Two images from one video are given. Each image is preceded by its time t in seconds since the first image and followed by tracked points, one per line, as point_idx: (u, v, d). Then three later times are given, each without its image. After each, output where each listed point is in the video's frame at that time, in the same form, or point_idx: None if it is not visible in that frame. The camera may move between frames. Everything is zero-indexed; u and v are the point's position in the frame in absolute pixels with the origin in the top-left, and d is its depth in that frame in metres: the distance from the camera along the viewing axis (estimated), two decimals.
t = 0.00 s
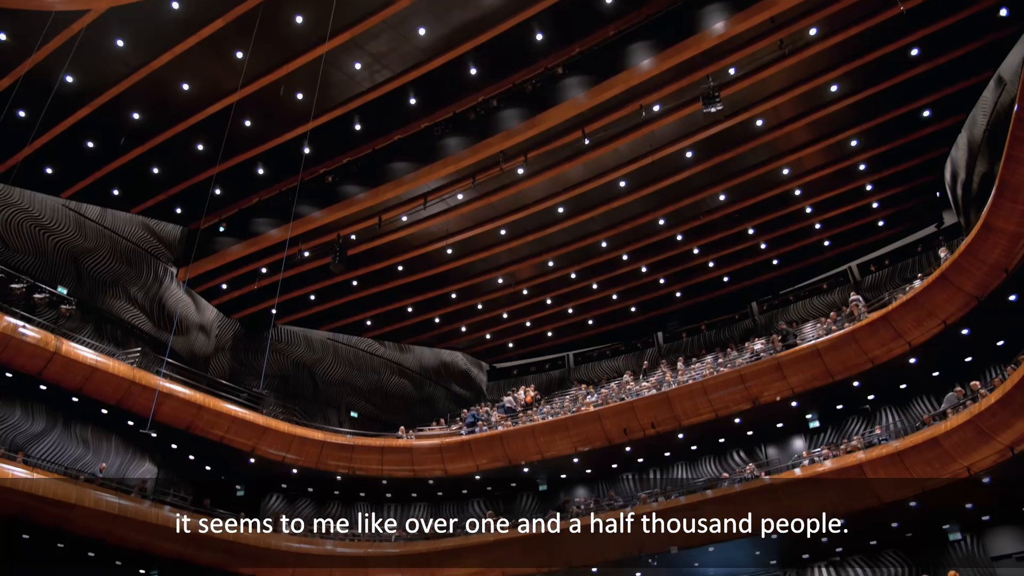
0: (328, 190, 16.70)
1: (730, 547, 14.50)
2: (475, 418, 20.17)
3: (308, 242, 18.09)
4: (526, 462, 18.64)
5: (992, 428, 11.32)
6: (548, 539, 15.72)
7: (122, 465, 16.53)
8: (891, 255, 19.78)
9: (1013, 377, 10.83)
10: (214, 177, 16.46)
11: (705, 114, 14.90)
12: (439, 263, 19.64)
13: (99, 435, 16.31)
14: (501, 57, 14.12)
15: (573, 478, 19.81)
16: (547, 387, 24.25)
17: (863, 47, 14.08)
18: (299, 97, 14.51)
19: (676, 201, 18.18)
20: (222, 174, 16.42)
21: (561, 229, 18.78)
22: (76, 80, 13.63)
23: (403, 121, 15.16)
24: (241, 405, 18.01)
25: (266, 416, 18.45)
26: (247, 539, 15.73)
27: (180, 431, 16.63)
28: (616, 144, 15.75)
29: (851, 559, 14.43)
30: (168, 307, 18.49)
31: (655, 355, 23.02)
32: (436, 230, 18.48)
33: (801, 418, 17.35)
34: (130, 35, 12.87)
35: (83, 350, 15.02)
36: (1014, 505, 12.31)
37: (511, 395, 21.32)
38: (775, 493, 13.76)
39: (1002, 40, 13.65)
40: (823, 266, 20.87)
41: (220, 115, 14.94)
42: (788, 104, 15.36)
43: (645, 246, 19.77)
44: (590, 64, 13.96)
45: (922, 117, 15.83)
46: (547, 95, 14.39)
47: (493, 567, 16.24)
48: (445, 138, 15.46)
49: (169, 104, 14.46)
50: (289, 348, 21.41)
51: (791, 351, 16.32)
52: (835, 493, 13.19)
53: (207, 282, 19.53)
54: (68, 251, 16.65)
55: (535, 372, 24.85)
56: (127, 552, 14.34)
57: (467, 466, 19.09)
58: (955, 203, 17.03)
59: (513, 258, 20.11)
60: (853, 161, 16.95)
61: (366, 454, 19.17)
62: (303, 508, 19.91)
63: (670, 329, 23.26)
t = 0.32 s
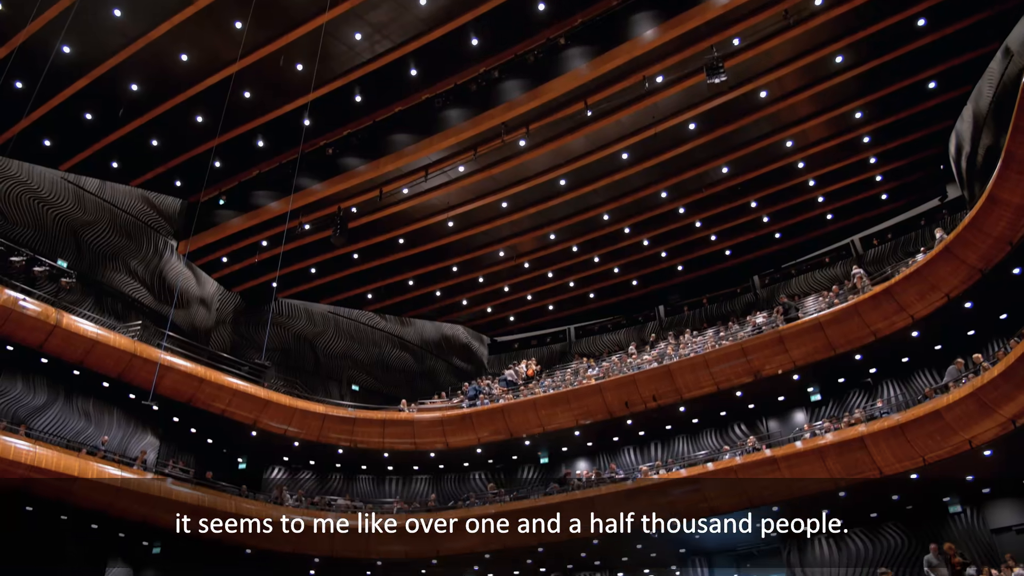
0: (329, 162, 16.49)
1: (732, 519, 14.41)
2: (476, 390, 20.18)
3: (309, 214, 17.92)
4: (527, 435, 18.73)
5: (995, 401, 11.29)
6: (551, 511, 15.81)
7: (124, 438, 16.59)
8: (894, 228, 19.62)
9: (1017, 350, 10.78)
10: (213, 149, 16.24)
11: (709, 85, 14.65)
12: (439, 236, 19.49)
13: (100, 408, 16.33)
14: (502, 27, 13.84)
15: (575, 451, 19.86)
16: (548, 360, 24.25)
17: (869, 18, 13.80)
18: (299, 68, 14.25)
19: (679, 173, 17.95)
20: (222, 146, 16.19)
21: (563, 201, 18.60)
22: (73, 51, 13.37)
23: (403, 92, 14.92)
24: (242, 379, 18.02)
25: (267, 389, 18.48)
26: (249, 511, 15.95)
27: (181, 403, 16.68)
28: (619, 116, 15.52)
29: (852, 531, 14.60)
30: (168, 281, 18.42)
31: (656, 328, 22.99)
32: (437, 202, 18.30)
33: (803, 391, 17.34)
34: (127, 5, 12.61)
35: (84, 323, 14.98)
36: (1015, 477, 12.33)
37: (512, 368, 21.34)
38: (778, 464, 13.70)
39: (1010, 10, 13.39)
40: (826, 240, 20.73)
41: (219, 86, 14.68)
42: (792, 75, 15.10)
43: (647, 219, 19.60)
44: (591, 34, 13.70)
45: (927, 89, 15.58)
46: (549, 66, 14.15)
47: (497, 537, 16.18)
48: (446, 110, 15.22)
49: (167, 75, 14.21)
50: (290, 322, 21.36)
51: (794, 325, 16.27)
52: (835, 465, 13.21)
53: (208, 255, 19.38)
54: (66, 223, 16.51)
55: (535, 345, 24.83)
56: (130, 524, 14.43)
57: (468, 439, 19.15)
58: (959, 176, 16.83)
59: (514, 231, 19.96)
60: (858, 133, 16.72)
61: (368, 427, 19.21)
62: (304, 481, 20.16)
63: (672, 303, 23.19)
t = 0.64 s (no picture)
0: (329, 131, 16.26)
1: (732, 489, 14.51)
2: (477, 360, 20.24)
3: (309, 184, 17.69)
4: (528, 405, 18.80)
5: (997, 369, 11.27)
6: (553, 480, 15.63)
7: (126, 408, 16.63)
8: (897, 199, 19.47)
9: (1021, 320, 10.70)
10: (212, 118, 15.96)
11: (713, 52, 14.38)
12: (440, 206, 19.31)
13: (101, 378, 16.31)
14: None
15: (576, 421, 19.93)
16: (550, 331, 24.24)
17: None
18: (298, 35, 13.94)
19: (682, 142, 17.72)
20: (221, 114, 15.88)
21: (564, 170, 18.38)
22: (68, 17, 13.07)
23: (403, 59, 14.65)
24: (243, 348, 18.03)
25: (268, 359, 18.48)
26: (251, 482, 15.94)
27: (183, 373, 16.68)
28: (622, 84, 15.27)
29: (851, 500, 14.66)
30: (168, 251, 18.31)
31: (657, 299, 22.92)
32: (438, 171, 18.09)
33: (803, 361, 17.35)
34: None
35: (84, 292, 14.96)
36: (1014, 445, 12.39)
37: (512, 338, 21.39)
38: (779, 434, 13.68)
39: None
40: (829, 210, 20.57)
41: (217, 54, 14.39)
42: (797, 42, 14.82)
43: (649, 188, 19.41)
44: None
45: (934, 57, 15.29)
46: (551, 33, 13.89)
47: (499, 505, 16.26)
48: (448, 78, 14.96)
49: (164, 42, 13.92)
50: (290, 292, 21.20)
51: (796, 295, 16.20)
52: (837, 435, 13.21)
53: (208, 225, 19.18)
54: (64, 193, 16.49)
55: (535, 316, 24.77)
56: (132, 493, 14.50)
57: (470, 409, 19.23)
58: (963, 145, 16.61)
59: (515, 201, 19.77)
60: (862, 102, 16.47)
61: (369, 396, 19.25)
62: (306, 451, 20.21)
63: (673, 273, 23.11)
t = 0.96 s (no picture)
0: (329, 94, 15.97)
1: (733, 454, 14.60)
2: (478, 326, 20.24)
3: (310, 148, 17.45)
4: (528, 370, 18.84)
5: (999, 334, 11.25)
6: (553, 446, 15.74)
7: (128, 373, 16.64)
8: (902, 164, 19.28)
9: None
10: (211, 81, 15.65)
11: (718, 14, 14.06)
12: (440, 170, 19.07)
13: (103, 344, 16.30)
14: None
15: (577, 387, 19.99)
16: (551, 297, 24.17)
17: None
18: None
19: (684, 107, 17.43)
20: (219, 78, 15.58)
21: (566, 135, 18.11)
22: None
23: (404, 22, 14.32)
24: (243, 314, 18.00)
25: (269, 325, 18.46)
26: (253, 447, 16.04)
27: (184, 339, 16.67)
28: (625, 47, 14.95)
29: (851, 466, 14.78)
30: (168, 216, 18.16)
31: (659, 265, 22.79)
32: (439, 135, 17.84)
33: (805, 327, 17.34)
34: None
35: (84, 258, 14.88)
36: (1016, 411, 12.45)
37: (513, 304, 21.38)
38: (780, 400, 13.70)
39: None
40: (833, 175, 20.36)
41: (214, 15, 14.05)
42: (803, 4, 14.47)
43: (651, 153, 19.17)
44: None
45: (942, 19, 14.96)
46: None
47: (500, 470, 16.38)
48: (449, 40, 14.65)
49: (158, 3, 13.56)
50: (290, 258, 21.19)
51: (798, 261, 16.11)
52: (839, 400, 13.23)
53: (207, 190, 18.97)
54: (61, 157, 16.29)
55: (536, 283, 24.65)
56: (135, 457, 14.59)
57: (471, 374, 19.27)
58: (968, 110, 16.33)
59: (516, 166, 19.54)
60: (868, 66, 16.15)
61: (370, 362, 19.31)
62: (307, 417, 20.30)
63: (675, 239, 22.98)
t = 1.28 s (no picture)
0: (329, 53, 15.64)
1: (734, 415, 14.70)
2: (479, 288, 20.19)
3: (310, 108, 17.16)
4: (530, 332, 18.85)
5: (1004, 297, 11.22)
6: (555, 407, 15.84)
7: (130, 336, 16.60)
8: (906, 126, 19.02)
9: None
10: (208, 40, 15.32)
11: None
12: (440, 131, 18.79)
13: (104, 306, 16.25)
14: None
15: (578, 348, 20.02)
16: (553, 259, 24.02)
17: None
18: None
19: (688, 66, 17.10)
20: (217, 37, 15.26)
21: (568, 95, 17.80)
22: None
23: None
24: (243, 276, 17.93)
25: (270, 287, 18.41)
26: (255, 408, 16.13)
27: (185, 301, 16.64)
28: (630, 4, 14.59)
29: (852, 428, 14.91)
30: (166, 177, 17.96)
31: (661, 228, 22.60)
32: (441, 95, 17.53)
33: (807, 289, 17.30)
34: None
35: (83, 220, 14.78)
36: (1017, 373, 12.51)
37: (515, 266, 21.30)
38: (782, 362, 13.73)
39: None
40: (837, 137, 20.10)
41: None
42: None
43: (653, 114, 18.87)
44: None
45: None
46: None
47: (501, 431, 16.51)
48: None
49: None
50: (291, 220, 20.89)
51: (803, 223, 15.98)
52: (840, 362, 13.27)
53: (206, 150, 18.73)
54: (58, 118, 16.06)
55: (538, 245, 24.49)
56: (138, 419, 14.68)
57: (472, 335, 19.29)
58: (976, 70, 16.01)
59: (517, 127, 19.25)
60: (876, 25, 15.78)
61: (372, 324, 19.31)
62: (309, 378, 20.36)
63: (677, 202, 22.77)
